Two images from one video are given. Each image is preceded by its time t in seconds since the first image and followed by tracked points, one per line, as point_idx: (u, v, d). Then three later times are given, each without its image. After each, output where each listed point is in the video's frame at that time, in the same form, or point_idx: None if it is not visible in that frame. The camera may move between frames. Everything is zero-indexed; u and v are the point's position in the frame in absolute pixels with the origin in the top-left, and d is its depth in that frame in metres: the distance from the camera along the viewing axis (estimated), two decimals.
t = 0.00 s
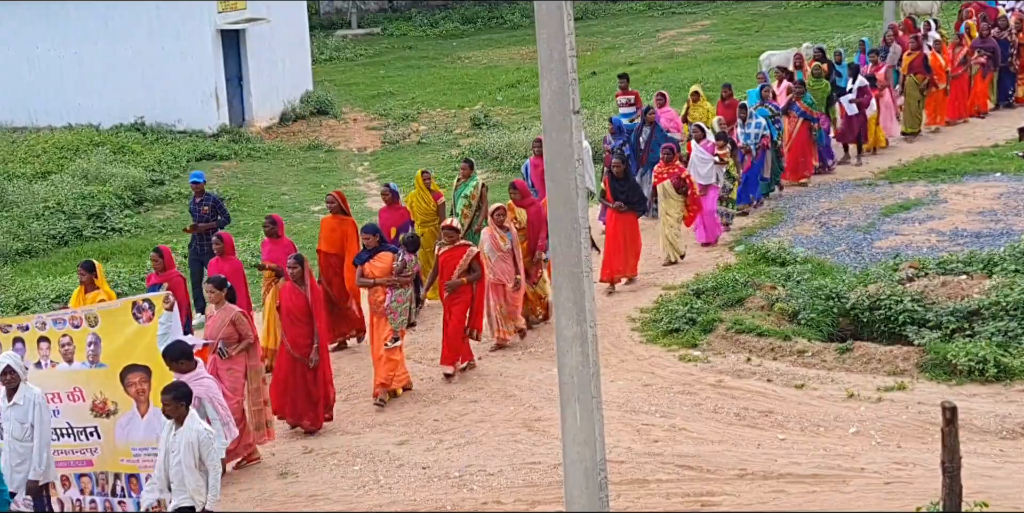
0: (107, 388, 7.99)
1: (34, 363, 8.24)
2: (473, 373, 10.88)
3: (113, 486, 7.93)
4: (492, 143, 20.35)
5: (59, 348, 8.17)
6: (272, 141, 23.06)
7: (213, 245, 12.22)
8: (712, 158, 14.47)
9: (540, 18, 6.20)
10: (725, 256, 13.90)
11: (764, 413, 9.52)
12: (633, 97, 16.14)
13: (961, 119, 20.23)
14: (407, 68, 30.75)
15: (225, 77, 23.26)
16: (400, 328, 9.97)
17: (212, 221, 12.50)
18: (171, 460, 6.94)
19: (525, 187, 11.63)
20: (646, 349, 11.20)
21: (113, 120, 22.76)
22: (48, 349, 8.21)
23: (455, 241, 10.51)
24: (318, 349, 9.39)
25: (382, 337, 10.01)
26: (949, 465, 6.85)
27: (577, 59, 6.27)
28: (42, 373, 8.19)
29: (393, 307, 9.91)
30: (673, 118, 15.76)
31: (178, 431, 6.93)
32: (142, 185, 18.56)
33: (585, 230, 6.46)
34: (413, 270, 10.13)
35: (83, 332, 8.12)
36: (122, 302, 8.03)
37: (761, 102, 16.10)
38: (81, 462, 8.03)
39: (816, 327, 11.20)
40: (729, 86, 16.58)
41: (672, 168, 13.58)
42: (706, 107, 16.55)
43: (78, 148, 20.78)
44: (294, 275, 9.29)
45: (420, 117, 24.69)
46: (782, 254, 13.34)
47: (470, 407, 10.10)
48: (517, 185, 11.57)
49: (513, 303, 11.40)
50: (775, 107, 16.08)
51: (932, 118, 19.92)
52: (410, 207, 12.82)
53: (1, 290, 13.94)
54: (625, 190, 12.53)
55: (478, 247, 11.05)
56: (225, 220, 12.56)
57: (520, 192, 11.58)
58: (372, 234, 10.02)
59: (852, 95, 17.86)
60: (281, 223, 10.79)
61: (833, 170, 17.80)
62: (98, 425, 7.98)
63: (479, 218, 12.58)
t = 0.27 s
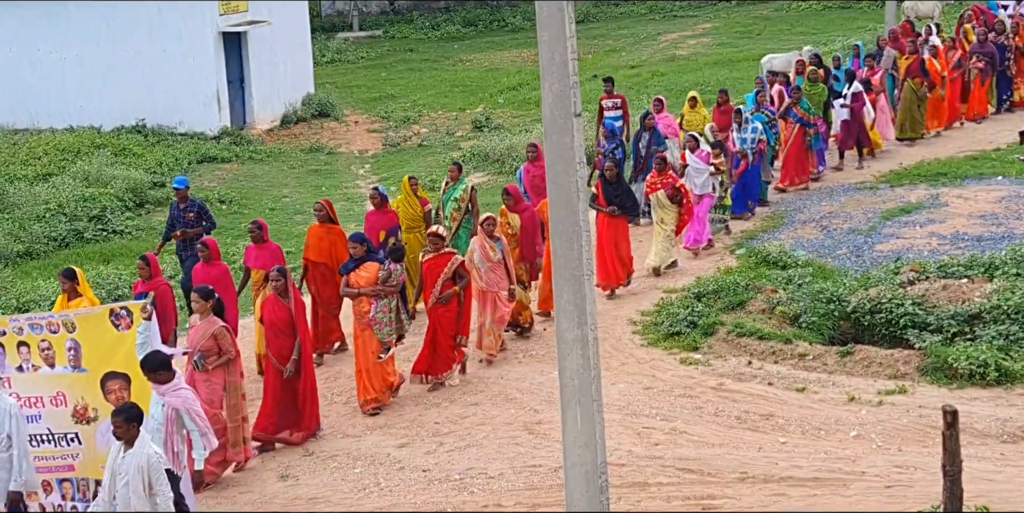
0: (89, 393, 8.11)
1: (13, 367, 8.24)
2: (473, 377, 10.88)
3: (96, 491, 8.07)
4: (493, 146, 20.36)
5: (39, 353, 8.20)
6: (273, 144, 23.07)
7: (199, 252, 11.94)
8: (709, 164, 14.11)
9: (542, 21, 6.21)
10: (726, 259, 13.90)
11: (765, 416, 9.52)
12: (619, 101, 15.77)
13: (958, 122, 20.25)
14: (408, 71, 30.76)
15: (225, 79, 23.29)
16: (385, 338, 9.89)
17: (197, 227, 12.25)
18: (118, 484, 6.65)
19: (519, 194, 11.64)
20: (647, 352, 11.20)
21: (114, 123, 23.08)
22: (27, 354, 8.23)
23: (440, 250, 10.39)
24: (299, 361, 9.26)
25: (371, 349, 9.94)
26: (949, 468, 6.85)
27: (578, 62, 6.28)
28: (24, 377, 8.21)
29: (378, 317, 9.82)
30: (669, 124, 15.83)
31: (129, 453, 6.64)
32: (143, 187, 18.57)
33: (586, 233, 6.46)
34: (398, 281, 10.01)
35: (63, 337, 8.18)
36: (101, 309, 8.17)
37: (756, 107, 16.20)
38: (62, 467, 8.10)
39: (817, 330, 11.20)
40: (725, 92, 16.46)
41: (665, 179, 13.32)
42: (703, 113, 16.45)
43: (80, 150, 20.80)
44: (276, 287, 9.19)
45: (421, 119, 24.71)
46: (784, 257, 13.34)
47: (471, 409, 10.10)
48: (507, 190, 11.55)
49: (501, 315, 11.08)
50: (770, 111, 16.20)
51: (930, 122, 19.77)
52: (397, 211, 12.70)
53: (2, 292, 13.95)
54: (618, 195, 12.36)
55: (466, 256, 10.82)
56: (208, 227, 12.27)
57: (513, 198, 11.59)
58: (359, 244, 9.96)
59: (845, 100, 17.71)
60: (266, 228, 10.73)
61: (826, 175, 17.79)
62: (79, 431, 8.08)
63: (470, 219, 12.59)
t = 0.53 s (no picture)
0: (70, 400, 8.31)
1: None
2: (474, 380, 10.88)
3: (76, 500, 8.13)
4: (494, 148, 20.37)
5: (18, 360, 8.42)
6: (274, 146, 23.07)
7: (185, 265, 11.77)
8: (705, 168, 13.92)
9: (543, 24, 6.22)
10: (726, 262, 13.90)
11: (766, 418, 9.52)
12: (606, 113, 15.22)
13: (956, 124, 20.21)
14: (409, 74, 30.79)
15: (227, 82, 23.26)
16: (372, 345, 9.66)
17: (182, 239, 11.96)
18: (71, 495, 6.75)
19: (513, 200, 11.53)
20: (648, 355, 11.20)
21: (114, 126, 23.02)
22: (6, 362, 8.43)
23: (423, 258, 10.26)
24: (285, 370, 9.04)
25: (356, 355, 9.74)
26: (950, 471, 6.84)
27: (578, 65, 6.28)
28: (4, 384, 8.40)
29: (364, 324, 9.59)
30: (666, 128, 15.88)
31: (79, 462, 6.75)
32: (143, 190, 18.59)
33: (587, 236, 6.46)
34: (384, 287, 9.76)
35: (40, 345, 8.38)
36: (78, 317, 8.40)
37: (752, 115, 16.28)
38: (44, 475, 8.25)
39: (819, 332, 11.19)
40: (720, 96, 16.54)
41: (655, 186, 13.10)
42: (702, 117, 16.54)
43: (80, 153, 20.82)
44: (258, 294, 8.87)
45: (422, 122, 24.72)
46: (784, 260, 13.34)
47: (472, 412, 10.10)
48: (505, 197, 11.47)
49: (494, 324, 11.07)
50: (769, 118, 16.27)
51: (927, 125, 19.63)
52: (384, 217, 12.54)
53: (3, 295, 13.97)
54: (612, 202, 12.26)
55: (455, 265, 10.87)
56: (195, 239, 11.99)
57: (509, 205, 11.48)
58: (345, 248, 9.71)
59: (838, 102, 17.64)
60: (256, 235, 10.71)
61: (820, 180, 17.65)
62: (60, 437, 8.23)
63: (462, 225, 12.60)
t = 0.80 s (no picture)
0: (50, 407, 8.30)
1: None
2: (474, 382, 10.89)
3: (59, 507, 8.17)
4: (494, 151, 20.37)
5: None
6: (274, 149, 23.07)
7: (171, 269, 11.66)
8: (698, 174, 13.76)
9: (543, 27, 6.23)
10: (727, 264, 13.90)
11: (766, 420, 9.52)
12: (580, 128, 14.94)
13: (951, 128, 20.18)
14: (409, 76, 30.80)
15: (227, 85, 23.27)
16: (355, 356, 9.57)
17: (164, 242, 11.81)
18: None
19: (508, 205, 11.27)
20: (649, 357, 11.20)
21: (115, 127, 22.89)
22: None
23: (403, 265, 10.11)
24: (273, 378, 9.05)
25: (338, 367, 9.64)
26: (951, 473, 6.84)
27: (578, 67, 6.28)
28: None
29: (346, 336, 9.50)
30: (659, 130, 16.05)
31: (22, 483, 6.87)
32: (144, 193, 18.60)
33: (587, 239, 6.46)
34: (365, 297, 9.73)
35: (19, 353, 8.39)
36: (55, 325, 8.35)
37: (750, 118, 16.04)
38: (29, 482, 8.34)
39: (819, 334, 11.20)
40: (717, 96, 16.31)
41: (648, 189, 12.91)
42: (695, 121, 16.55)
43: (81, 156, 20.83)
44: (241, 305, 8.78)
45: (422, 124, 24.73)
46: (785, 262, 13.34)
47: (472, 415, 10.10)
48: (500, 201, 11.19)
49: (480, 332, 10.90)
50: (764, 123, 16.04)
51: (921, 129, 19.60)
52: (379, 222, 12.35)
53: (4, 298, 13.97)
54: (606, 210, 12.15)
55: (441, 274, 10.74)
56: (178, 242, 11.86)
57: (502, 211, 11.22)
58: (326, 258, 9.66)
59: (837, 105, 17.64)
60: (247, 241, 10.73)
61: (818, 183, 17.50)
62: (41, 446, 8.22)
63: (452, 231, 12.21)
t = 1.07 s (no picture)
0: (29, 420, 8.39)
1: None
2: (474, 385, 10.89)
3: None
4: (494, 154, 20.37)
5: None
6: (274, 152, 23.06)
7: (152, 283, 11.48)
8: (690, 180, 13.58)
9: (542, 30, 6.23)
10: (726, 267, 13.90)
11: (766, 423, 9.52)
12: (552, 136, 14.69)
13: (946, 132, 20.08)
14: (409, 79, 30.80)
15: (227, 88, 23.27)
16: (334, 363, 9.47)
17: (141, 255, 11.64)
18: None
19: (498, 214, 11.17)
20: (649, 360, 11.20)
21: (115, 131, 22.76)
22: None
23: (388, 270, 10.07)
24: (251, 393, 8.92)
25: (313, 372, 9.49)
26: (951, 476, 6.84)
27: (579, 71, 6.29)
28: None
29: (326, 341, 9.41)
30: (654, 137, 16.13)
31: None
32: (143, 197, 18.60)
33: (587, 241, 6.46)
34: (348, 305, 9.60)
35: None
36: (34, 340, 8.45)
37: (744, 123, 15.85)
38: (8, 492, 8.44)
39: (819, 338, 11.20)
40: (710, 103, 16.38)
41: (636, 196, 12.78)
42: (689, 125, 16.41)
43: (80, 159, 20.83)
44: (224, 314, 8.74)
45: (422, 128, 24.74)
46: (785, 265, 13.34)
47: (472, 418, 10.10)
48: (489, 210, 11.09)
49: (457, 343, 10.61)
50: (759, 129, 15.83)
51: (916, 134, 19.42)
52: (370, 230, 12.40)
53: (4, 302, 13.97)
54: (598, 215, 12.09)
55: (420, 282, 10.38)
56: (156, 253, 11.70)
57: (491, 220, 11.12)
58: (308, 264, 9.55)
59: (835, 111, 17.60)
60: (230, 250, 10.59)
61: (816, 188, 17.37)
62: (22, 457, 8.38)
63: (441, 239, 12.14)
